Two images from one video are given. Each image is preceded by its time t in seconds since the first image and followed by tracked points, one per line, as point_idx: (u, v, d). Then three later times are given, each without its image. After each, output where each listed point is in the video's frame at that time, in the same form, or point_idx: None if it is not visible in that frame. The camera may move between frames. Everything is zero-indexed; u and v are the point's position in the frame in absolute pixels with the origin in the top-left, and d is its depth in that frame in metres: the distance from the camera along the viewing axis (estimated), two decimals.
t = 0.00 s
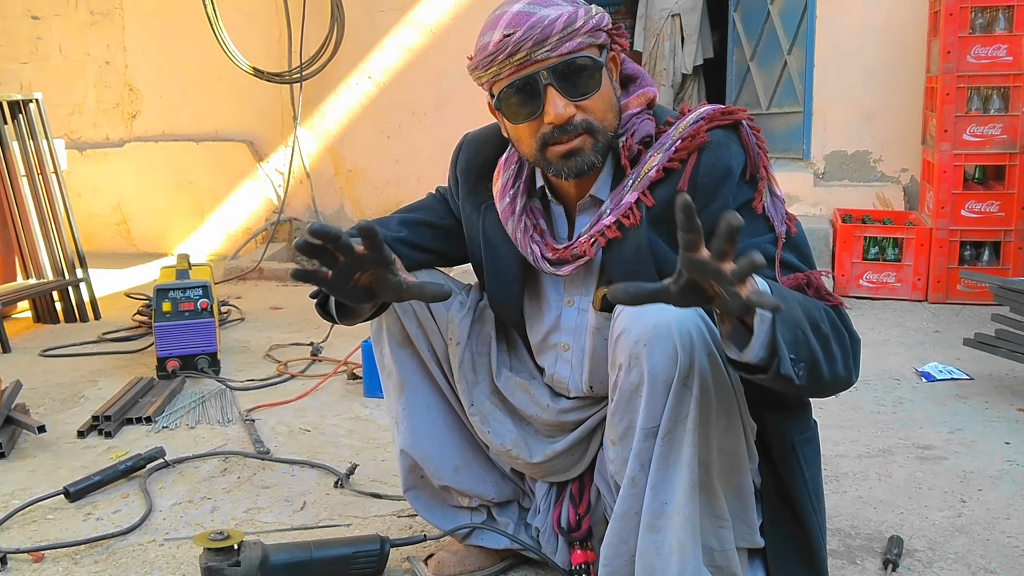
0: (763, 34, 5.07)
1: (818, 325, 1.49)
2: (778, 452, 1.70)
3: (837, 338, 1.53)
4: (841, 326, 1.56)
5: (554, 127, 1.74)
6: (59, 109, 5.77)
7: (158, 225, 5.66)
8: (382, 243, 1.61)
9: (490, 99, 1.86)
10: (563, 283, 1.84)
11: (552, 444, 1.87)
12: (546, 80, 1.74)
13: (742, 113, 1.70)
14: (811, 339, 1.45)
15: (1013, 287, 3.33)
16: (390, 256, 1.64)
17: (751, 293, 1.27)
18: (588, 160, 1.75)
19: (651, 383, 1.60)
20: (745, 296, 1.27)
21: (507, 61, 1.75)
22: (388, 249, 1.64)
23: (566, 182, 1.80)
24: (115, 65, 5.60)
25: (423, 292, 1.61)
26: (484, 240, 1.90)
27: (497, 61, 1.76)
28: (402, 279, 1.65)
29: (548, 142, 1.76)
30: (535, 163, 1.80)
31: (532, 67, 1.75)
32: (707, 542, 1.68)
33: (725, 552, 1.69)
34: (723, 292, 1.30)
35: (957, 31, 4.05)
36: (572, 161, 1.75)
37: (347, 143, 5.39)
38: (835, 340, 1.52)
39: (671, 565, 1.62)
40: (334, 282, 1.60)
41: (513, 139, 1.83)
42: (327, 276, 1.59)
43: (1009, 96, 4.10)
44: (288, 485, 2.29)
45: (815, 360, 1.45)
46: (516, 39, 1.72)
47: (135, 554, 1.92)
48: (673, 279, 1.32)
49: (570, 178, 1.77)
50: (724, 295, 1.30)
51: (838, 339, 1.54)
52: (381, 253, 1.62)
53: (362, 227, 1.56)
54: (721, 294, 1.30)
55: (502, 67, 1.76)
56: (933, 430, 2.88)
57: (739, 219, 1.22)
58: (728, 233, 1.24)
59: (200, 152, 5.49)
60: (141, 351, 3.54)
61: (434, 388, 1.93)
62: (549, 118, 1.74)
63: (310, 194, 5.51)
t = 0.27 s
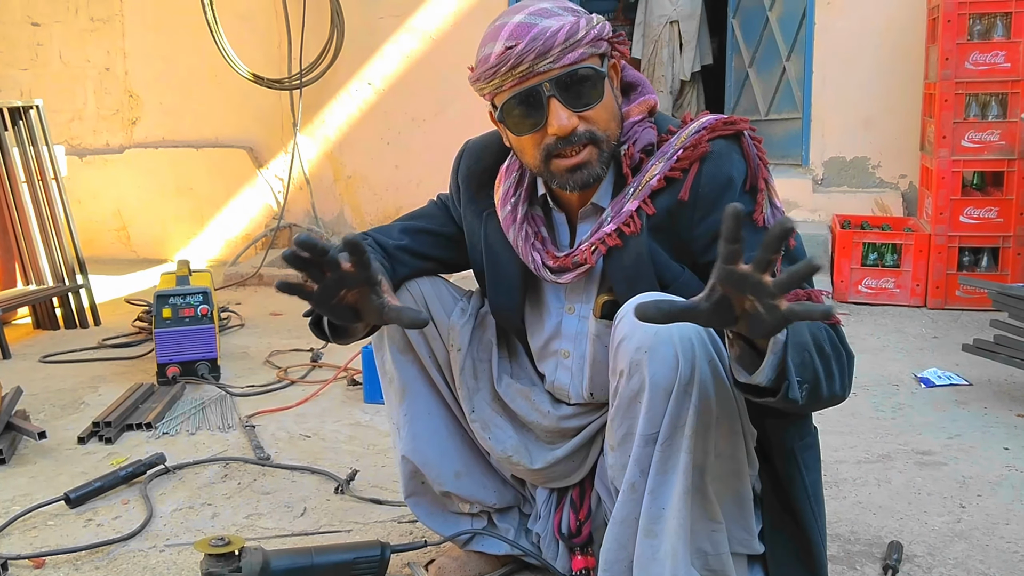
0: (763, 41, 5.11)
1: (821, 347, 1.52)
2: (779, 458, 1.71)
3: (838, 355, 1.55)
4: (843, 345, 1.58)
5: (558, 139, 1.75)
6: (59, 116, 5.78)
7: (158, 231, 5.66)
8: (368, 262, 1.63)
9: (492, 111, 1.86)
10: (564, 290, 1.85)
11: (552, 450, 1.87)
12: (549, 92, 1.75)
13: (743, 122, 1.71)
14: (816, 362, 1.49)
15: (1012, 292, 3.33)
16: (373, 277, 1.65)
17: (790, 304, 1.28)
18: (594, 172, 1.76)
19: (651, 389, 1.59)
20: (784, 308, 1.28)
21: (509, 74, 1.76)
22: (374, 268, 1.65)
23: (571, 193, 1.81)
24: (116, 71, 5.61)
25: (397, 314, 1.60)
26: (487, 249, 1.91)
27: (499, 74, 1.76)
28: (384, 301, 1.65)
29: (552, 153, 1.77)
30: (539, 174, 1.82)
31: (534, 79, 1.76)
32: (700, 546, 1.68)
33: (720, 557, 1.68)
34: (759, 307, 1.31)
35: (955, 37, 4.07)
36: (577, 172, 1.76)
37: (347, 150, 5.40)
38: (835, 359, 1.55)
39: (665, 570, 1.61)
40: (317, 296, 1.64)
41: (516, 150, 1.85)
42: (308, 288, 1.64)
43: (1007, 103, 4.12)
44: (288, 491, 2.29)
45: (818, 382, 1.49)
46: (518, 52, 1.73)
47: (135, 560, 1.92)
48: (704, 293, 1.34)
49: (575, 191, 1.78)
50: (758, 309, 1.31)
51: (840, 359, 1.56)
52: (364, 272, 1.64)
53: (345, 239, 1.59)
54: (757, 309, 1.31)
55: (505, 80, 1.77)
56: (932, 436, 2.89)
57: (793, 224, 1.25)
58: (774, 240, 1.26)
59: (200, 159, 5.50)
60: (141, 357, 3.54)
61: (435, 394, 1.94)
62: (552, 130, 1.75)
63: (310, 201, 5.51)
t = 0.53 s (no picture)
0: (762, 45, 5.13)
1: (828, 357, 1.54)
2: (781, 461, 1.72)
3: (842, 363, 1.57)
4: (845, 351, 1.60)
5: (559, 142, 1.76)
6: (59, 119, 5.78)
7: (157, 235, 5.66)
8: (309, 319, 1.63)
9: (494, 114, 1.87)
10: (566, 295, 1.86)
11: (554, 454, 1.87)
12: (551, 95, 1.76)
13: (749, 130, 1.72)
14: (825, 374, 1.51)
15: (1012, 295, 3.34)
16: (325, 327, 1.64)
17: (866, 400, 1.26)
18: (594, 177, 1.76)
19: (655, 392, 1.59)
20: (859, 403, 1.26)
21: (511, 76, 1.76)
22: (322, 319, 1.64)
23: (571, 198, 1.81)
24: (116, 75, 5.62)
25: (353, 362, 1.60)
26: (488, 253, 1.91)
27: (501, 76, 1.77)
28: (345, 343, 1.65)
29: (553, 156, 1.78)
30: (540, 178, 1.82)
31: (537, 81, 1.76)
32: (702, 547, 1.68)
33: (721, 558, 1.69)
34: (831, 393, 1.29)
35: (954, 41, 4.08)
36: (577, 175, 1.76)
37: (346, 153, 5.40)
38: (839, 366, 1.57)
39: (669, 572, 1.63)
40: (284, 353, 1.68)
41: (517, 153, 1.85)
42: (273, 351, 1.68)
43: (1005, 106, 4.13)
44: (290, 495, 2.29)
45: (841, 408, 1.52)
46: (521, 54, 1.74)
47: (137, 564, 1.92)
48: (777, 378, 1.31)
49: (575, 194, 1.78)
50: (830, 396, 1.30)
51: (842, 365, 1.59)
52: (312, 328, 1.64)
53: (274, 317, 1.60)
54: (828, 394, 1.30)
55: (507, 82, 1.77)
56: (933, 439, 2.89)
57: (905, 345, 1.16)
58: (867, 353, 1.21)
59: (200, 163, 5.50)
60: (141, 361, 3.54)
61: (437, 398, 1.94)
62: (554, 132, 1.75)
63: (309, 205, 5.51)
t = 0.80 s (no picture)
0: (763, 28, 5.10)
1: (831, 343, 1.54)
2: (783, 445, 1.72)
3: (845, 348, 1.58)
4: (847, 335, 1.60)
5: (559, 125, 1.75)
6: (59, 107, 5.76)
7: (158, 222, 5.66)
8: (316, 302, 1.62)
9: (495, 98, 1.86)
10: (567, 281, 1.85)
11: (556, 440, 1.87)
12: (552, 77, 1.75)
13: (749, 115, 1.71)
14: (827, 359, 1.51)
15: (1012, 279, 3.33)
16: (332, 310, 1.63)
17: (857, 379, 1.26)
18: (593, 160, 1.75)
19: (656, 378, 1.60)
20: (851, 382, 1.26)
21: (513, 58, 1.76)
22: (328, 303, 1.63)
23: (571, 180, 1.80)
24: (115, 62, 5.59)
25: (358, 346, 1.59)
26: (489, 239, 1.90)
27: (503, 58, 1.77)
28: (351, 327, 1.63)
29: (553, 139, 1.77)
30: (541, 162, 1.81)
31: (538, 64, 1.76)
32: (706, 533, 1.68)
33: (725, 543, 1.69)
34: (823, 372, 1.29)
35: (955, 24, 4.06)
36: (578, 159, 1.76)
37: (347, 140, 5.40)
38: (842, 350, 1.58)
39: (673, 557, 1.64)
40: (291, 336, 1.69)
41: (518, 137, 1.84)
42: (280, 335, 1.68)
43: (1007, 90, 4.12)
44: (292, 481, 2.29)
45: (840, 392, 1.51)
46: (522, 36, 1.73)
47: (141, 550, 1.93)
48: (768, 356, 1.32)
49: (575, 176, 1.77)
50: (822, 375, 1.30)
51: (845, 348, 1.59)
52: (319, 310, 1.63)
53: (281, 299, 1.60)
54: (820, 373, 1.30)
55: (508, 64, 1.77)
56: (933, 422, 2.90)
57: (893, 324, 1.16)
58: (857, 331, 1.21)
59: (199, 150, 5.49)
60: (143, 348, 3.54)
61: (439, 384, 1.94)
62: (554, 115, 1.75)
63: (310, 191, 5.51)
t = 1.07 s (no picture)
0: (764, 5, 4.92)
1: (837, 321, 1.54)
2: (784, 420, 1.72)
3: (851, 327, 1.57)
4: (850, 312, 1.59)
5: (562, 102, 1.74)
6: (59, 85, 5.74)
7: (159, 201, 5.66)
8: (314, 280, 1.61)
9: (497, 75, 1.85)
10: (569, 258, 1.85)
11: (558, 416, 1.88)
12: (554, 54, 1.74)
13: (750, 90, 1.70)
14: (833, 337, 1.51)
15: (1015, 254, 3.32)
16: (331, 288, 1.62)
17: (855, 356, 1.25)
18: (596, 138, 1.75)
19: (658, 353, 1.60)
20: (848, 359, 1.25)
21: (514, 35, 1.74)
22: (328, 280, 1.62)
23: (573, 158, 1.80)
24: (114, 40, 5.56)
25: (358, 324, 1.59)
26: (490, 216, 1.89)
27: (504, 35, 1.75)
28: (350, 305, 1.63)
29: (556, 116, 1.76)
30: (543, 139, 1.80)
31: (539, 41, 1.74)
32: (708, 508, 1.69)
33: (726, 518, 1.69)
34: (821, 348, 1.28)
35: None
36: (580, 136, 1.75)
37: (346, 118, 5.38)
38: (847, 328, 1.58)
39: (675, 532, 1.64)
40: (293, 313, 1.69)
41: (520, 115, 1.83)
42: (281, 310, 1.69)
43: (1011, 64, 4.09)
44: (296, 458, 2.30)
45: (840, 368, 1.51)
46: (524, 13, 1.71)
47: (146, 527, 1.94)
48: (766, 333, 1.31)
49: (578, 154, 1.76)
50: (820, 351, 1.29)
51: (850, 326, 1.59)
52: (318, 288, 1.62)
53: (279, 278, 1.59)
54: (818, 350, 1.29)
55: (510, 41, 1.75)
56: (935, 397, 2.90)
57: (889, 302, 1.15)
58: (853, 308, 1.20)
59: (200, 128, 5.48)
60: (146, 327, 3.55)
61: (441, 360, 1.94)
62: (556, 93, 1.74)
63: (311, 169, 5.49)
